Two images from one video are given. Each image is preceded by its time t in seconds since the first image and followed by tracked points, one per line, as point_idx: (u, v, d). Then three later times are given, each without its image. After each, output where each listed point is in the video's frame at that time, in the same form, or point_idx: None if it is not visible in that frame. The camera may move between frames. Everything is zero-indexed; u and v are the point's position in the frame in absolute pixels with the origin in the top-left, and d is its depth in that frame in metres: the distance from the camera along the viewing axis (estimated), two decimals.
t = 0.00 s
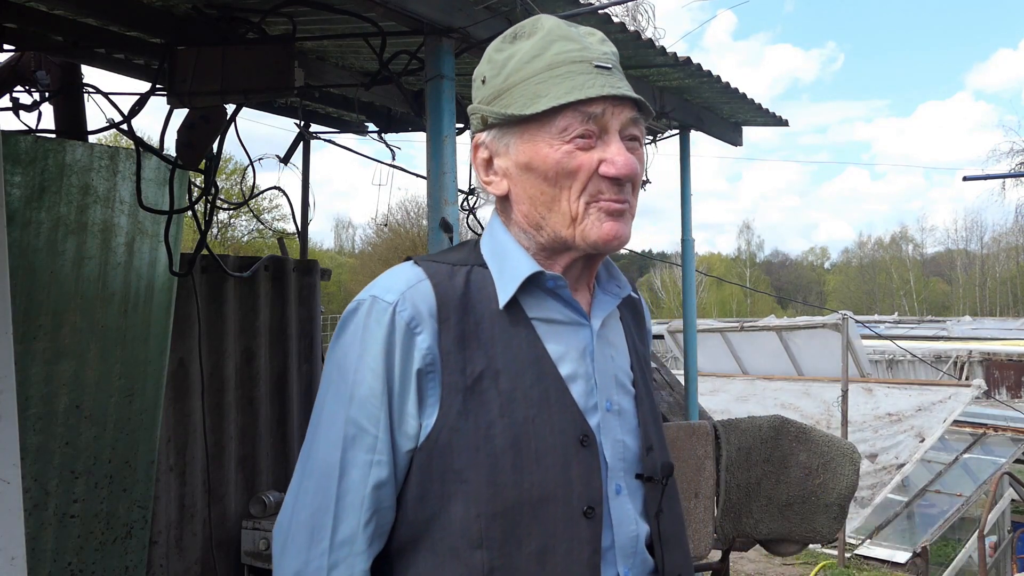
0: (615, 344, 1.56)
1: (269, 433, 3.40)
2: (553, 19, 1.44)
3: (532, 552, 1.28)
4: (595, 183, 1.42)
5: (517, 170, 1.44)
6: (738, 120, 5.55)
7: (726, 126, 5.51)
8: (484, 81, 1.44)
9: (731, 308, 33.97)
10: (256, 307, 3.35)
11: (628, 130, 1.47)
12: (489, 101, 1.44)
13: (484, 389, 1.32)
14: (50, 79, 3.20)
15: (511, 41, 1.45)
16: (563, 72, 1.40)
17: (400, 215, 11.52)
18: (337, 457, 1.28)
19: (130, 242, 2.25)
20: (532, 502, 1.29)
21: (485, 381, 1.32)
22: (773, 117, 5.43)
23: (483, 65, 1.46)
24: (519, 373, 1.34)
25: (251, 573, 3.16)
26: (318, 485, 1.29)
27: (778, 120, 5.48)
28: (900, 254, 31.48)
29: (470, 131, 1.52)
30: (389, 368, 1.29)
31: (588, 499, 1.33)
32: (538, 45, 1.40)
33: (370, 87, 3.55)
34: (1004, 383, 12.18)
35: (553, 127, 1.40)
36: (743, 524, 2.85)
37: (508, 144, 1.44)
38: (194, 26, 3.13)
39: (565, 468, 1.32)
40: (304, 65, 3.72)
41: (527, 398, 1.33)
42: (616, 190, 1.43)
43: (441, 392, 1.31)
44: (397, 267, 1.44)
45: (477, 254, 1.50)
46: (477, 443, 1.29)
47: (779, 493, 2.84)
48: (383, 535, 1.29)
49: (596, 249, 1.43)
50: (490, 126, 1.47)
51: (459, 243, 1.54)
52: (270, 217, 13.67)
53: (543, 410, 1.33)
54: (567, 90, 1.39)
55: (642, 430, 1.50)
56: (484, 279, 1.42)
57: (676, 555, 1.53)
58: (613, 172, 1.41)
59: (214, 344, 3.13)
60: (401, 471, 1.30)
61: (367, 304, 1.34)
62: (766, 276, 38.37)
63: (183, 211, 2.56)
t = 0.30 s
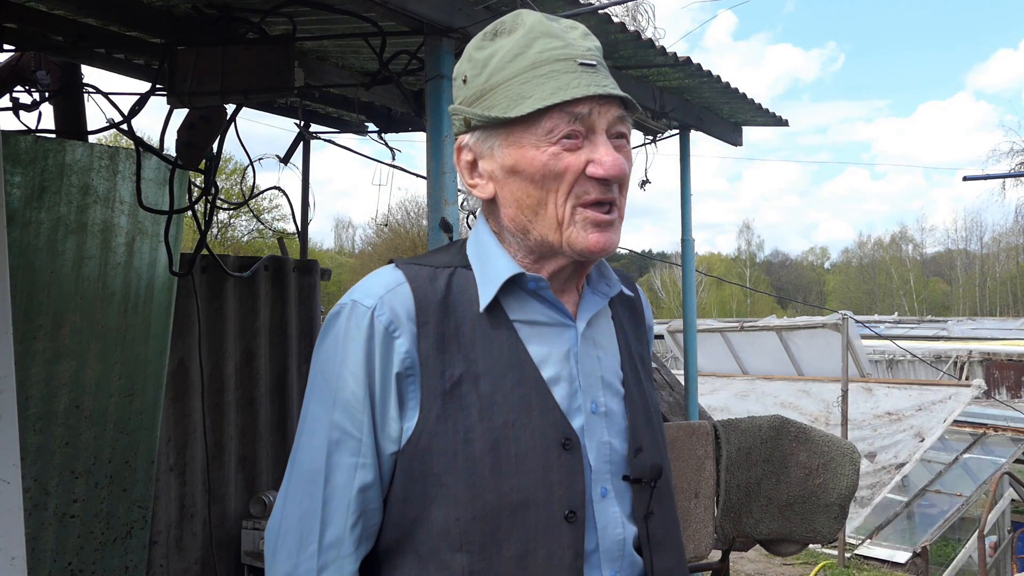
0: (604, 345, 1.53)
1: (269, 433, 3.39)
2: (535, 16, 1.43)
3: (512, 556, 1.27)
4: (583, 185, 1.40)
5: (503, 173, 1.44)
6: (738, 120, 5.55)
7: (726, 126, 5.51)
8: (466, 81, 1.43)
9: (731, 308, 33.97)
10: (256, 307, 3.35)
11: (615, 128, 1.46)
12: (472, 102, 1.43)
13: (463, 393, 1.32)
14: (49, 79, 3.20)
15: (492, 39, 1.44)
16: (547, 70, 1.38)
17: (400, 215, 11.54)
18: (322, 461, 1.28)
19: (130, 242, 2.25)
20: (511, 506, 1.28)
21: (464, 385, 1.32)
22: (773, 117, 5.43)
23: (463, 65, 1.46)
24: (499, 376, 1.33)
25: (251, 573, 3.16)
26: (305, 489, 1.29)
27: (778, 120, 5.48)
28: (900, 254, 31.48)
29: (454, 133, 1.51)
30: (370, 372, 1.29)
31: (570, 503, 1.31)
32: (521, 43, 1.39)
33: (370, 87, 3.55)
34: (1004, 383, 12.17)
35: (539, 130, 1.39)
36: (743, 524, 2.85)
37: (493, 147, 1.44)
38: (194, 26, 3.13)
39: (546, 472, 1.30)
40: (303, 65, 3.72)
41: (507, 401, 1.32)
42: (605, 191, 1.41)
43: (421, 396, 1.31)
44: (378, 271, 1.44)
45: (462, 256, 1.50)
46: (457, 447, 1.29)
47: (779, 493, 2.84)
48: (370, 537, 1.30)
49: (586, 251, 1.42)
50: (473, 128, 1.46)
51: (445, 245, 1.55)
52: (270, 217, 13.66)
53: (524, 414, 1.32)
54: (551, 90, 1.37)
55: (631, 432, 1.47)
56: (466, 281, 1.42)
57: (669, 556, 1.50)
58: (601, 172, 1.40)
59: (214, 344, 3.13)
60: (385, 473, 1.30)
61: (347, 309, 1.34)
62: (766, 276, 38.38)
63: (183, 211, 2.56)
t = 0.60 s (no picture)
0: (605, 347, 1.53)
1: (269, 434, 3.39)
2: (535, 15, 1.43)
3: (511, 558, 1.27)
4: (584, 185, 1.40)
5: (504, 174, 1.44)
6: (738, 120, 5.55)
7: (726, 126, 5.51)
8: (466, 82, 1.43)
9: (730, 308, 33.97)
10: (256, 307, 3.35)
11: (616, 127, 1.46)
12: (472, 104, 1.43)
13: (463, 394, 1.31)
14: (49, 79, 3.20)
15: (491, 39, 1.44)
16: (547, 70, 1.38)
17: (399, 215, 11.56)
18: (321, 460, 1.29)
19: (130, 242, 2.25)
20: (509, 508, 1.28)
21: (464, 386, 1.32)
22: (773, 117, 5.43)
23: (463, 65, 1.45)
24: (499, 378, 1.33)
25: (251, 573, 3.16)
26: (305, 488, 1.30)
27: (778, 120, 5.48)
28: (900, 254, 31.48)
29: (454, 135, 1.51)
30: (370, 372, 1.30)
31: (569, 506, 1.30)
32: (519, 43, 1.39)
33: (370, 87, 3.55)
34: (1005, 383, 12.18)
35: (539, 130, 1.39)
36: (743, 524, 2.86)
37: (494, 149, 1.44)
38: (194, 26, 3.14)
39: (545, 474, 1.30)
40: (303, 65, 3.72)
41: (507, 403, 1.32)
42: (606, 190, 1.41)
43: (421, 396, 1.31)
44: (380, 270, 1.44)
45: (463, 257, 1.50)
46: (456, 448, 1.29)
47: (779, 493, 2.84)
48: (370, 536, 1.31)
49: (587, 251, 1.42)
50: (473, 130, 1.46)
51: (446, 245, 1.55)
52: (270, 217, 13.66)
53: (523, 416, 1.32)
54: (551, 90, 1.37)
55: (630, 434, 1.47)
56: (468, 283, 1.42)
57: (668, 558, 1.50)
58: (603, 172, 1.40)
59: (214, 344, 3.13)
60: (384, 473, 1.31)
61: (348, 308, 1.34)
62: (765, 276, 38.38)
63: (183, 211, 2.56)
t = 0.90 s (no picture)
0: (617, 348, 1.54)
1: (269, 434, 3.40)
2: (540, 32, 1.39)
3: (527, 556, 1.27)
4: (572, 218, 1.40)
5: (500, 196, 1.45)
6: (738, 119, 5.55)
7: (726, 126, 5.51)
8: (472, 94, 1.43)
9: (730, 307, 33.97)
10: (256, 307, 3.35)
11: (614, 152, 1.42)
12: (474, 118, 1.43)
13: (484, 392, 1.31)
14: (49, 79, 3.20)
15: (498, 50, 1.41)
16: (540, 99, 1.36)
17: (399, 214, 11.56)
18: (339, 453, 1.28)
19: (130, 242, 2.25)
20: (528, 505, 1.28)
21: (485, 384, 1.32)
22: (773, 116, 5.43)
23: (472, 73, 1.45)
24: (519, 376, 1.34)
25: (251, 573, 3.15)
26: (320, 480, 1.29)
27: (778, 120, 5.48)
28: (900, 254, 31.47)
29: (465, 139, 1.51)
30: (392, 366, 1.29)
31: (585, 504, 1.31)
32: (519, 65, 1.37)
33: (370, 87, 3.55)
34: (1005, 383, 12.18)
35: (531, 161, 1.38)
36: (743, 524, 2.85)
37: (491, 170, 1.44)
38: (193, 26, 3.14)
39: (562, 472, 1.31)
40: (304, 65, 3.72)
41: (527, 401, 1.33)
42: (594, 224, 1.40)
43: (442, 393, 1.31)
44: (400, 265, 1.44)
45: (479, 253, 1.50)
46: (475, 445, 1.29)
47: (779, 493, 2.84)
48: (383, 530, 1.30)
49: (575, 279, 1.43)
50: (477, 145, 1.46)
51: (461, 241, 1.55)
52: (270, 217, 13.65)
53: (543, 414, 1.33)
54: (541, 121, 1.35)
55: (640, 434, 1.48)
56: (487, 280, 1.42)
57: (672, 555, 1.52)
58: (590, 208, 1.38)
59: (214, 345, 3.13)
60: (401, 468, 1.30)
61: (370, 303, 1.34)
62: (765, 276, 38.37)
63: (183, 211, 2.55)
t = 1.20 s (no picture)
0: (630, 344, 1.54)
1: (268, 434, 3.40)
2: (553, 41, 1.39)
3: (541, 549, 1.27)
4: (591, 224, 1.40)
5: (517, 204, 1.44)
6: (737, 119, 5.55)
7: (725, 126, 5.52)
8: (487, 103, 1.43)
9: (730, 307, 33.96)
10: (256, 307, 3.35)
11: (630, 160, 1.42)
12: (489, 127, 1.43)
13: (504, 385, 1.31)
14: (50, 79, 3.20)
15: (511, 58, 1.41)
16: (557, 106, 1.36)
17: (399, 214, 11.58)
18: (358, 440, 1.27)
19: (130, 242, 2.25)
20: (544, 498, 1.29)
21: (506, 377, 1.32)
22: (772, 117, 5.44)
23: (485, 83, 1.45)
24: (538, 370, 1.34)
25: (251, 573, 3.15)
26: (338, 466, 1.28)
27: (778, 120, 5.49)
28: (900, 254, 31.47)
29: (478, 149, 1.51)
30: (414, 356, 1.29)
31: (598, 498, 1.33)
32: (534, 74, 1.37)
33: (370, 87, 3.55)
34: (1004, 383, 12.19)
35: (547, 169, 1.38)
36: (744, 524, 2.85)
37: (507, 177, 1.43)
38: (193, 26, 3.14)
39: (578, 467, 1.32)
40: (304, 65, 3.72)
41: (545, 394, 1.33)
42: (613, 230, 1.40)
43: (463, 384, 1.30)
44: (422, 255, 1.43)
45: (495, 246, 1.49)
46: (496, 436, 1.28)
47: (779, 493, 2.84)
48: (398, 518, 1.30)
49: (592, 287, 1.42)
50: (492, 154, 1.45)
51: (474, 233, 1.54)
52: (270, 217, 13.65)
53: (560, 408, 1.33)
54: (558, 129, 1.35)
55: (650, 429, 1.49)
56: (506, 273, 1.41)
57: (679, 551, 1.52)
58: (609, 214, 1.38)
59: (214, 345, 3.13)
60: (419, 457, 1.30)
61: (393, 291, 1.33)
62: (765, 276, 38.37)
63: (183, 211, 2.55)
